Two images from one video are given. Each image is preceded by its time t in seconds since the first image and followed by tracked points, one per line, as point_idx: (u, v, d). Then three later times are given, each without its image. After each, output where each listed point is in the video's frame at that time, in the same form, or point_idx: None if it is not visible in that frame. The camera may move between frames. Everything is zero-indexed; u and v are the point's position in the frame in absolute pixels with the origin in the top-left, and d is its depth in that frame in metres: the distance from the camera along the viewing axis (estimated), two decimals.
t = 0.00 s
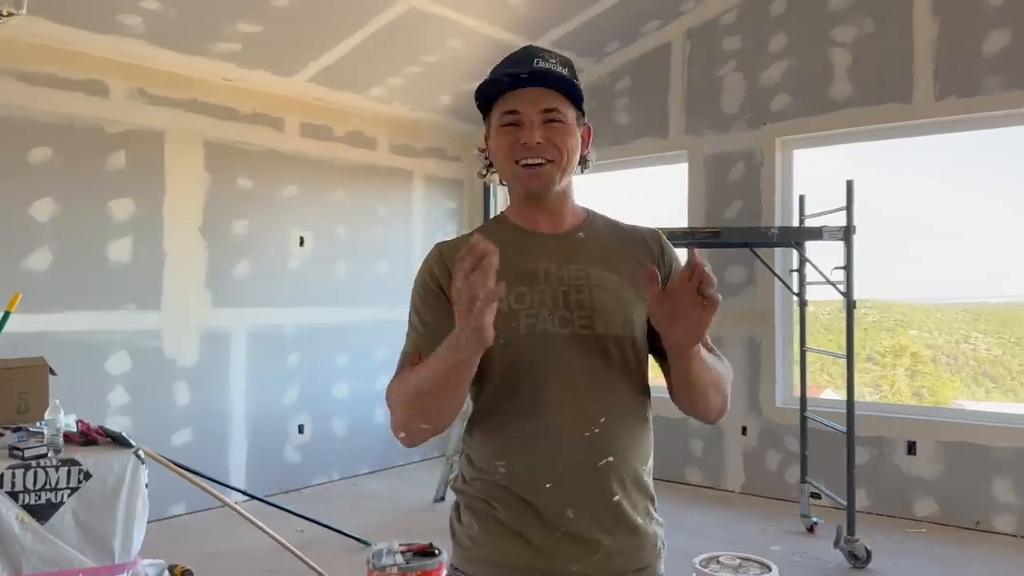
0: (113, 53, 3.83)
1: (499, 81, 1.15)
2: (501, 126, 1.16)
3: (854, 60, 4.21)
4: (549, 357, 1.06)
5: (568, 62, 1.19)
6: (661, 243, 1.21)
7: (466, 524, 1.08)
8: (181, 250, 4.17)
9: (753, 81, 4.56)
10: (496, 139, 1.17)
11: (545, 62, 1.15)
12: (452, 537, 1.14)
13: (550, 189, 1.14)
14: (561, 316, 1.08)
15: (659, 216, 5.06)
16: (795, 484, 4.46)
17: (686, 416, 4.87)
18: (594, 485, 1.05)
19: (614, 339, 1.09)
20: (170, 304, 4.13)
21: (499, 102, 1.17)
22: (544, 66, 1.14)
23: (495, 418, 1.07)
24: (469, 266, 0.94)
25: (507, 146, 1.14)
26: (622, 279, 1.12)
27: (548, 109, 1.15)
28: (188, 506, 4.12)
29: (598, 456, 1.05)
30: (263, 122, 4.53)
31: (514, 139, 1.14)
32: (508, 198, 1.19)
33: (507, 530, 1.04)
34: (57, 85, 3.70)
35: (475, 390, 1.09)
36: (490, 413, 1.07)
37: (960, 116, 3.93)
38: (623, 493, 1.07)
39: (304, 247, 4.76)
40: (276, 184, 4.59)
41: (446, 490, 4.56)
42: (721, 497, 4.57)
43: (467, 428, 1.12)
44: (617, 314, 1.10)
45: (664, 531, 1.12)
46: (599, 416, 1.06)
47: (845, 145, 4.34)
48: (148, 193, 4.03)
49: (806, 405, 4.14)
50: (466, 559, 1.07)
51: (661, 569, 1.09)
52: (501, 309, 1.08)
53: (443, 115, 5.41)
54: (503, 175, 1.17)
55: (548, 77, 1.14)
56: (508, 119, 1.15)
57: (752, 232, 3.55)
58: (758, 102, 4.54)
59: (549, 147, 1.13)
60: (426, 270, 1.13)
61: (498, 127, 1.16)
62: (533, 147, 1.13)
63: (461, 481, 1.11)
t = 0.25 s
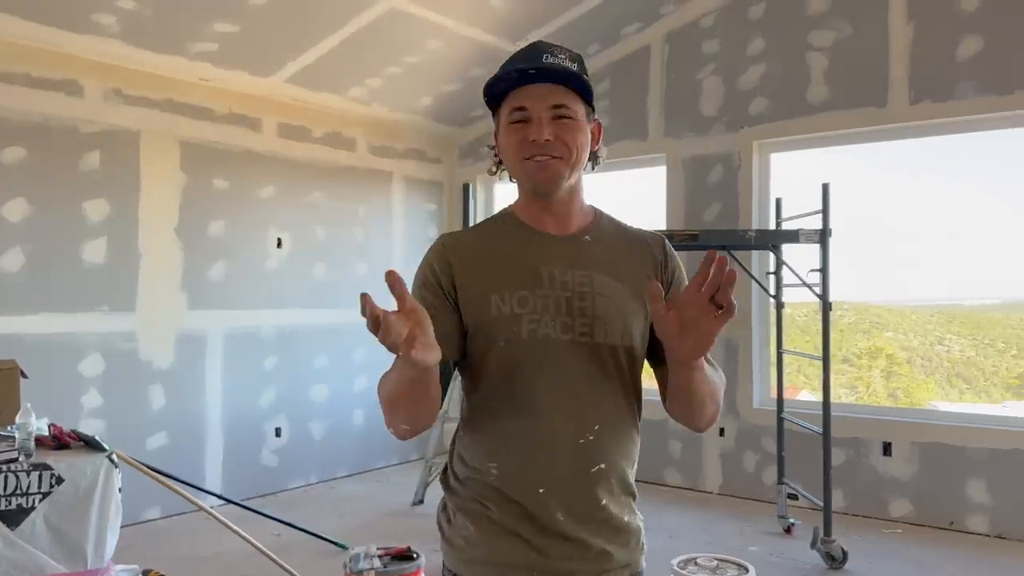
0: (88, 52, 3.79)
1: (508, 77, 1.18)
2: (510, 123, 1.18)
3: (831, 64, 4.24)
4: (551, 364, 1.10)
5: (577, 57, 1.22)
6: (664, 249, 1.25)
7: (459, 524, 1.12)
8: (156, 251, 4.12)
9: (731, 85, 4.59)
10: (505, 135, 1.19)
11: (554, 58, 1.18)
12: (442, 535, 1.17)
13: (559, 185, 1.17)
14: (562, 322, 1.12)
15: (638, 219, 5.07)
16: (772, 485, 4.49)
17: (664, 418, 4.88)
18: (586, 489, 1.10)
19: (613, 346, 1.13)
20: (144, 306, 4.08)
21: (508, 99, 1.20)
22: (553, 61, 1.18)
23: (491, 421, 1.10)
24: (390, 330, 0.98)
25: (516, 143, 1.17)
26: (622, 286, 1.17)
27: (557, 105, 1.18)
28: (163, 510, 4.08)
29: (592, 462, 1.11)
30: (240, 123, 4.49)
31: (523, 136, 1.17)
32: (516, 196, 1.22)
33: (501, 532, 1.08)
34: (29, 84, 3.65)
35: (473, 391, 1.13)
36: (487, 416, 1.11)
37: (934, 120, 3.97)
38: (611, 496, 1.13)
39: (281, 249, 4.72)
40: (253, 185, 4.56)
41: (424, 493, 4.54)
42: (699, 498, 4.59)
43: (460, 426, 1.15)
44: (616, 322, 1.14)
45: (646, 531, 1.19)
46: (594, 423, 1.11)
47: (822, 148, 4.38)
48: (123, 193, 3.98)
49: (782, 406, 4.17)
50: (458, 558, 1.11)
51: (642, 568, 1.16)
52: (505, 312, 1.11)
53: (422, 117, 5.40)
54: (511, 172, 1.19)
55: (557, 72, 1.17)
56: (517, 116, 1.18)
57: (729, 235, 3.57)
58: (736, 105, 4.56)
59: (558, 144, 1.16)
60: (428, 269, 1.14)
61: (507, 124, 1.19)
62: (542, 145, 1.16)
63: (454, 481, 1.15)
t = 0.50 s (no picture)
0: (62, 51, 3.74)
1: (506, 87, 1.17)
2: (507, 134, 1.18)
3: (808, 69, 4.28)
4: (545, 373, 1.11)
5: (576, 64, 1.20)
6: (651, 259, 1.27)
7: (448, 526, 1.12)
8: (130, 252, 4.07)
9: (710, 88, 4.61)
10: (502, 145, 1.19)
11: (553, 67, 1.16)
12: (426, 535, 1.17)
13: (554, 198, 1.18)
14: (557, 333, 1.12)
15: (617, 221, 5.09)
16: (750, 487, 4.51)
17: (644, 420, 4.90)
18: (575, 493, 1.13)
19: (603, 356, 1.15)
20: (119, 308, 4.03)
21: (505, 108, 1.18)
22: (553, 72, 1.16)
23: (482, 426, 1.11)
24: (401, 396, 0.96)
25: (513, 156, 1.17)
26: (615, 298, 1.18)
27: (555, 117, 1.17)
28: (138, 514, 4.03)
29: (580, 468, 1.13)
30: (217, 123, 4.46)
31: (520, 149, 1.16)
32: (509, 205, 1.22)
33: (492, 534, 1.09)
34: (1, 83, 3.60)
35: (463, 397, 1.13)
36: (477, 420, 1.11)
37: (909, 124, 4.01)
38: (597, 500, 1.16)
39: (258, 250, 4.68)
40: (230, 186, 4.52)
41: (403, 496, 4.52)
42: (678, 500, 4.60)
43: (447, 428, 1.16)
44: (608, 334, 1.15)
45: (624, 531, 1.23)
46: (585, 430, 1.13)
47: (799, 152, 4.41)
48: (98, 194, 3.93)
49: (760, 408, 4.20)
50: (447, 559, 1.11)
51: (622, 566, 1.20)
52: (501, 323, 1.10)
53: (401, 118, 5.38)
54: (506, 182, 1.19)
55: (556, 84, 1.16)
56: (515, 127, 1.17)
57: (707, 237, 3.58)
58: (715, 109, 4.59)
59: (555, 159, 1.16)
60: (419, 277, 1.11)
61: (504, 134, 1.18)
62: (539, 159, 1.16)
63: (441, 482, 1.15)
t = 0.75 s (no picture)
0: (39, 50, 3.70)
1: (491, 95, 1.17)
2: (493, 142, 1.19)
3: (789, 72, 4.30)
4: (538, 374, 1.11)
5: (560, 67, 1.21)
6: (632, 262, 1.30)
7: (438, 528, 1.11)
8: (109, 254, 4.03)
9: (692, 90, 4.63)
10: (488, 152, 1.20)
11: (537, 73, 1.17)
12: (413, 538, 1.16)
13: (541, 203, 1.19)
14: (550, 333, 1.13)
15: (600, 222, 5.09)
16: (732, 487, 4.53)
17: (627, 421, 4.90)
18: (565, 492, 1.14)
19: (592, 356, 1.17)
20: (97, 311, 3.98)
21: (490, 114, 1.19)
22: (538, 79, 1.17)
23: (474, 426, 1.10)
24: (427, 401, 0.92)
25: (499, 164, 1.18)
26: (603, 298, 1.20)
27: (541, 123, 1.18)
28: (118, 518, 3.99)
29: (570, 467, 1.15)
30: (198, 123, 4.42)
31: (507, 156, 1.17)
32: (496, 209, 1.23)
33: (486, 535, 1.09)
34: None
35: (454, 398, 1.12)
36: (469, 420, 1.11)
37: (889, 127, 4.04)
38: (584, 498, 1.18)
39: (240, 251, 4.65)
40: (210, 187, 4.48)
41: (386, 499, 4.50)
42: (661, 500, 4.61)
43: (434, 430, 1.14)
44: (597, 334, 1.17)
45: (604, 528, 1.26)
46: (575, 429, 1.15)
47: (781, 154, 4.44)
48: (76, 195, 3.89)
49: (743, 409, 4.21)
50: (438, 562, 1.10)
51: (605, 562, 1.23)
52: (495, 323, 1.10)
53: (384, 119, 5.36)
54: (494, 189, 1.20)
55: (541, 90, 1.16)
56: (501, 133, 1.18)
57: (690, 239, 3.59)
58: (697, 111, 4.61)
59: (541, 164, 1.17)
60: (412, 275, 1.10)
61: (490, 141, 1.19)
62: (526, 165, 1.17)
63: (430, 484, 1.14)
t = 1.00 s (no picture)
0: (22, 50, 3.67)
1: (486, 97, 1.18)
2: (485, 144, 1.19)
3: (775, 74, 4.32)
4: (529, 374, 1.12)
5: (553, 73, 1.22)
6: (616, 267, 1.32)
7: (428, 531, 1.10)
8: (93, 255, 4.00)
9: (679, 92, 4.64)
10: (481, 154, 1.20)
11: (531, 78, 1.17)
12: (399, 542, 1.14)
13: (533, 206, 1.20)
14: (541, 332, 1.14)
15: (587, 224, 5.10)
16: (718, 487, 4.54)
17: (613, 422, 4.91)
18: (554, 492, 1.15)
19: (580, 357, 1.18)
20: (81, 312, 3.95)
21: (483, 117, 1.20)
22: (532, 82, 1.18)
23: (466, 426, 1.10)
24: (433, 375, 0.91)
25: (493, 166, 1.18)
26: (590, 301, 1.21)
27: (534, 127, 1.18)
28: (102, 521, 3.95)
29: (560, 468, 1.15)
30: (183, 123, 4.40)
31: (500, 159, 1.18)
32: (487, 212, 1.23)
33: (476, 536, 1.08)
34: None
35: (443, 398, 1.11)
36: (459, 420, 1.10)
37: (874, 129, 4.07)
38: (572, 499, 1.18)
39: (225, 252, 4.63)
40: (196, 188, 4.46)
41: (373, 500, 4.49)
42: (648, 501, 4.62)
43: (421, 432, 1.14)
44: (585, 335, 1.18)
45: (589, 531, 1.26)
46: (563, 429, 1.16)
47: (766, 156, 4.46)
48: (61, 196, 3.86)
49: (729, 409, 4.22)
50: (427, 565, 1.09)
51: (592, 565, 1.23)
52: (488, 321, 1.10)
53: (371, 120, 5.35)
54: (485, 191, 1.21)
55: (535, 93, 1.17)
56: (495, 135, 1.18)
57: (677, 240, 3.60)
58: (683, 113, 4.62)
59: (534, 168, 1.18)
60: (405, 271, 1.10)
61: (482, 144, 1.20)
62: (519, 169, 1.18)
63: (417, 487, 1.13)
